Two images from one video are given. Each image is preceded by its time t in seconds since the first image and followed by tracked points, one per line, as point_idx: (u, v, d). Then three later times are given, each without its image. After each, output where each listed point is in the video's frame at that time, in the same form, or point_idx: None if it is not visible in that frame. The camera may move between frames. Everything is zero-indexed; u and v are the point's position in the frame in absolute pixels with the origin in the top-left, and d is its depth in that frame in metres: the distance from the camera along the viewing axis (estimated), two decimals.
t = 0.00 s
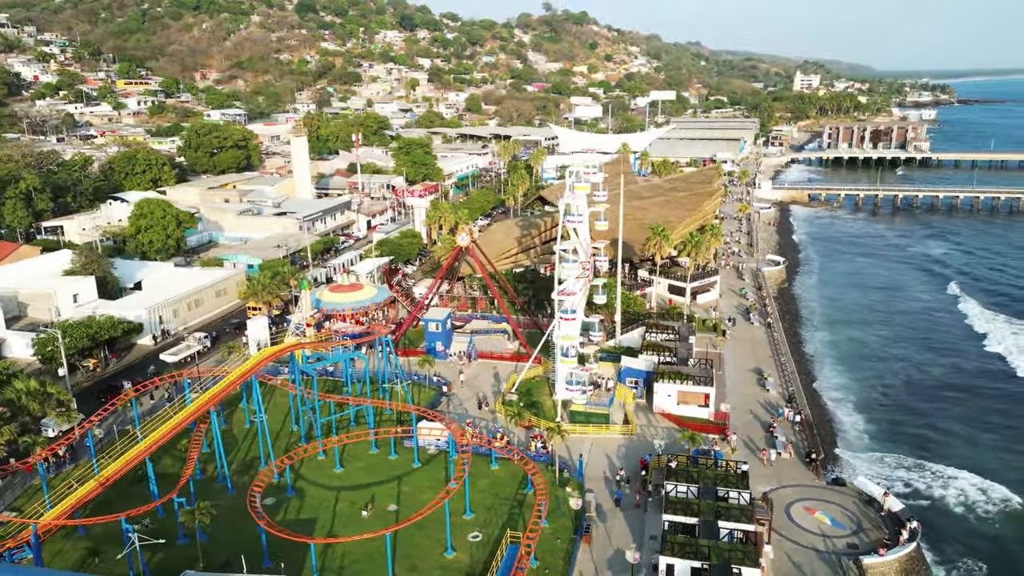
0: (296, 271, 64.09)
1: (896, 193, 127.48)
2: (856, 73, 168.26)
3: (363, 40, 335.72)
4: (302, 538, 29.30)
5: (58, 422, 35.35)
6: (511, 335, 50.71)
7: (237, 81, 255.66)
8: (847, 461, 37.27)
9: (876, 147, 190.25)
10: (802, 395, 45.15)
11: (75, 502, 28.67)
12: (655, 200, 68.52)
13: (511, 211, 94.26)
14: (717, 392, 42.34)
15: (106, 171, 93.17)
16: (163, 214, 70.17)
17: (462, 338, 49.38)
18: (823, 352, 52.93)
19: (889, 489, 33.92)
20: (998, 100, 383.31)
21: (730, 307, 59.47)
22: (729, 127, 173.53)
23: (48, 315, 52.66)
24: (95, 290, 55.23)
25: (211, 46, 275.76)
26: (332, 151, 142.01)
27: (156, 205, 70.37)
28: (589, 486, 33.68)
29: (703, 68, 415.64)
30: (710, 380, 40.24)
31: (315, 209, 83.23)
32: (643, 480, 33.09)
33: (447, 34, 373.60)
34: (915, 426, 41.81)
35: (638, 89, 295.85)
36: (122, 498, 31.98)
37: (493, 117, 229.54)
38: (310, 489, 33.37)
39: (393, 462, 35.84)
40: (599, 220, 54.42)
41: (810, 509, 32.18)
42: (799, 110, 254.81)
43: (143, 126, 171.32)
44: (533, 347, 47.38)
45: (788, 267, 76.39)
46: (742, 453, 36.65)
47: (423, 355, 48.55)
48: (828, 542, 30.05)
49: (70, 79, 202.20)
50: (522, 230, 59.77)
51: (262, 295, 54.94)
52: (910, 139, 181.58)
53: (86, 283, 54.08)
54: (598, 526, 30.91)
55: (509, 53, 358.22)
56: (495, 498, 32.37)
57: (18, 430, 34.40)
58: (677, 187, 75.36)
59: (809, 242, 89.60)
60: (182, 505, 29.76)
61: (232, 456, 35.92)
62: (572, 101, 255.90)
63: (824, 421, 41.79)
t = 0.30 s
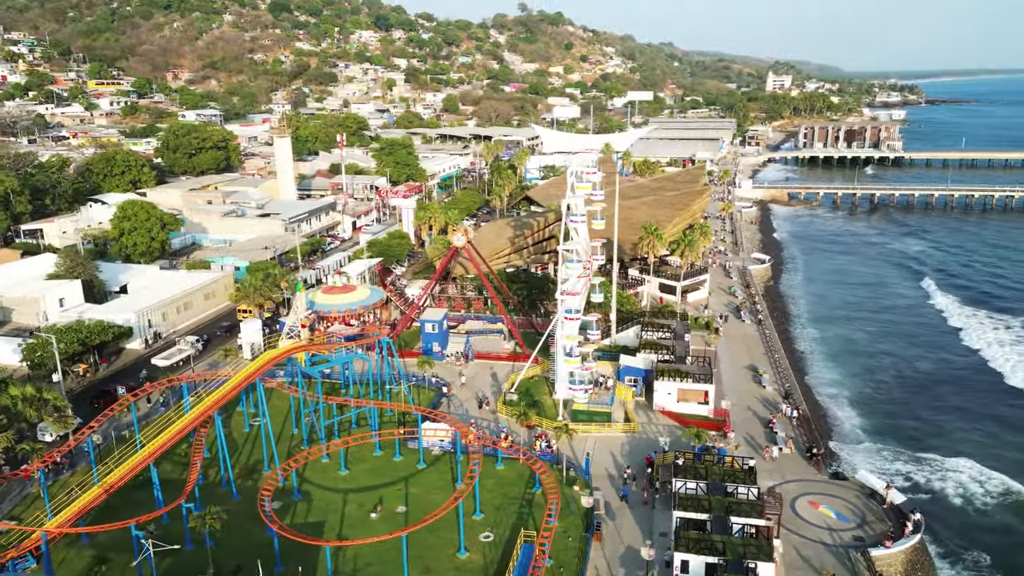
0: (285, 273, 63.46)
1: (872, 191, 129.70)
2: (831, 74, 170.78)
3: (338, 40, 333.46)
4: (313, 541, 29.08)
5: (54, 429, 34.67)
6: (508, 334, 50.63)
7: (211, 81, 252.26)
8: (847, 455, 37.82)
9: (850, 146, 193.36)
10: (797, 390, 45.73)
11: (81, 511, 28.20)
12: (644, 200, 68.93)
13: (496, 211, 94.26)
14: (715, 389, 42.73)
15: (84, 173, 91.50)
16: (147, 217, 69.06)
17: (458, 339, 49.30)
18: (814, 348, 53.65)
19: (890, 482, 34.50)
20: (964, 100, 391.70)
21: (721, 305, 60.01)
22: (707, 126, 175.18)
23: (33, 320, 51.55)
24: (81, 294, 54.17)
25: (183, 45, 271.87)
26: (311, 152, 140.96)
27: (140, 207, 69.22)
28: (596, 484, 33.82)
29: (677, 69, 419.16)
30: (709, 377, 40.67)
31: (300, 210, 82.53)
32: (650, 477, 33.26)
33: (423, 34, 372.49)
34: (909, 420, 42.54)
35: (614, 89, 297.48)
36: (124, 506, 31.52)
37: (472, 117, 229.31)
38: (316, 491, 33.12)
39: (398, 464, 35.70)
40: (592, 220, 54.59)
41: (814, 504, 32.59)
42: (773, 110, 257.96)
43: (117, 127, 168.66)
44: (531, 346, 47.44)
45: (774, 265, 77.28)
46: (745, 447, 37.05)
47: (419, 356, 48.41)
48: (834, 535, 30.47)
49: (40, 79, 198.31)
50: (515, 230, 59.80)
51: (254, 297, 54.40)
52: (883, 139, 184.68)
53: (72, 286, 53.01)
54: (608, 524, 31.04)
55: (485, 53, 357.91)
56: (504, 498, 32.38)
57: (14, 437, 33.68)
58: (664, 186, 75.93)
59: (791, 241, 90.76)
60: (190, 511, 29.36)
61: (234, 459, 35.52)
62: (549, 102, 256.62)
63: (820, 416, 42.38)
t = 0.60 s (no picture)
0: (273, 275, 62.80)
1: (850, 190, 131.81)
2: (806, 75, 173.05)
3: (313, 40, 330.93)
4: (325, 545, 28.87)
5: (51, 436, 34.06)
6: (504, 334, 50.64)
7: (183, 81, 248.63)
8: (845, 450, 38.36)
9: (825, 146, 196.21)
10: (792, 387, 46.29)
11: (84, 519, 27.74)
12: (632, 199, 69.37)
13: (482, 211, 94.20)
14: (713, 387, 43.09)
15: (61, 175, 89.85)
16: (131, 220, 68.02)
17: (454, 340, 49.20)
18: (804, 345, 54.36)
19: (890, 476, 35.05)
20: (932, 100, 399.48)
21: (711, 303, 60.53)
22: (685, 126, 176.69)
23: (18, 325, 50.52)
24: (67, 298, 53.22)
25: (155, 44, 267.88)
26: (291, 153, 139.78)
27: (123, 209, 68.22)
28: (603, 482, 33.99)
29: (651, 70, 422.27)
30: (708, 374, 41.05)
31: (285, 211, 81.83)
32: (656, 475, 33.50)
33: (399, 34, 371.01)
34: (902, 415, 43.26)
35: (590, 90, 298.87)
36: (127, 512, 31.08)
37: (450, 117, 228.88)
38: (322, 495, 32.85)
39: (403, 466, 35.56)
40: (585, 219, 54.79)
41: (818, 498, 33.05)
42: (749, 110, 260.82)
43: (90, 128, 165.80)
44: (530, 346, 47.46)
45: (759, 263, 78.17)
46: (747, 444, 37.41)
47: (415, 358, 48.24)
48: (839, 528, 30.91)
49: (8, 79, 194.27)
50: (507, 231, 59.77)
51: (245, 300, 53.83)
52: (857, 139, 187.62)
53: (58, 291, 52.04)
54: (617, 522, 31.22)
55: (461, 53, 357.36)
56: (513, 497, 32.41)
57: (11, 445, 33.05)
58: (651, 186, 76.48)
59: (774, 239, 91.88)
60: (201, 516, 29.02)
61: (236, 462, 35.13)
62: (527, 102, 257.07)
63: (816, 412, 42.93)
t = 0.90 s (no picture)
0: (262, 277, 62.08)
1: (828, 188, 133.78)
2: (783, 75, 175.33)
3: (288, 40, 327.95)
4: (337, 549, 28.67)
5: (50, 442, 33.41)
6: (499, 335, 50.60)
7: (156, 82, 244.74)
8: (844, 445, 38.88)
9: (801, 145, 198.91)
10: (786, 384, 46.79)
11: (88, 527, 27.24)
12: (622, 199, 69.73)
13: (468, 212, 94.13)
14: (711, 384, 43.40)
15: (38, 176, 88.05)
16: (115, 222, 66.94)
17: (450, 340, 49.04)
18: (795, 342, 55.04)
19: (890, 470, 35.58)
20: (901, 100, 406.93)
21: (702, 301, 60.99)
22: (664, 126, 178.01)
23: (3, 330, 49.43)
24: (53, 302, 52.21)
25: (126, 43, 263.56)
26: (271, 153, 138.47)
27: (107, 211, 67.08)
28: (609, 480, 34.15)
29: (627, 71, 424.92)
30: (707, 372, 41.37)
31: (270, 213, 81.05)
32: (663, 472, 33.72)
33: (374, 34, 369.24)
34: (897, 410, 43.94)
35: (567, 90, 300.01)
36: (130, 518, 30.66)
37: (429, 117, 228.28)
38: (329, 498, 32.59)
39: (408, 467, 35.44)
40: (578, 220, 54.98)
41: (822, 492, 33.53)
42: (724, 110, 263.54)
43: (63, 129, 162.76)
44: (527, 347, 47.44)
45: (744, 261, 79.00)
46: (751, 439, 37.73)
47: (411, 359, 48.03)
48: (844, 522, 31.35)
49: None
50: (500, 231, 59.72)
51: (237, 303, 53.20)
52: (832, 138, 190.43)
53: (44, 294, 51.04)
54: (627, 519, 31.37)
55: (437, 53, 356.54)
56: (522, 497, 32.47)
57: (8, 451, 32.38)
58: (638, 186, 76.97)
59: (757, 238, 92.91)
60: (211, 521, 28.69)
61: (238, 467, 34.72)
62: (505, 103, 257.29)
63: (812, 408, 43.41)
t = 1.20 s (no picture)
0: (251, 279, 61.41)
1: (806, 187, 135.77)
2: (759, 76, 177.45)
3: (262, 40, 324.31)
4: (349, 552, 28.48)
5: (48, 448, 32.80)
6: (496, 334, 50.58)
7: (127, 82, 240.44)
8: (842, 440, 39.46)
9: (777, 145, 201.47)
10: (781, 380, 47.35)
11: (96, 533, 26.81)
12: (611, 198, 70.07)
13: (453, 212, 93.93)
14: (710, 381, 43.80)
15: (14, 178, 86.25)
16: (99, 224, 65.82)
17: (447, 340, 48.91)
18: (786, 339, 55.75)
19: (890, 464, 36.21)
20: (871, 100, 414.12)
21: (693, 300, 61.48)
22: (643, 126, 179.18)
23: None
24: (39, 306, 51.14)
25: (96, 42, 258.75)
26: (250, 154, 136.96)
27: (89, 214, 65.88)
28: (616, 478, 34.32)
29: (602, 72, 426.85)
30: (706, 369, 41.77)
31: (255, 214, 80.23)
32: (669, 468, 34.00)
33: (349, 34, 366.87)
34: (891, 405, 44.71)
35: (544, 91, 300.68)
36: (134, 524, 30.23)
37: (407, 117, 227.39)
38: (337, 500, 32.38)
39: (414, 468, 35.33)
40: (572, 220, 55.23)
41: (826, 486, 33.98)
42: (701, 111, 265.89)
43: (33, 130, 159.44)
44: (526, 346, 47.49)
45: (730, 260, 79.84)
46: (753, 435, 38.14)
47: (408, 360, 47.87)
48: (849, 515, 31.79)
49: None
50: (492, 231, 59.95)
51: (228, 305, 52.51)
52: (807, 138, 193.02)
53: (30, 299, 50.02)
54: (636, 516, 31.56)
55: (413, 53, 355.19)
56: (531, 496, 32.51)
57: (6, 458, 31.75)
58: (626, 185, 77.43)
59: (741, 236, 93.92)
60: (222, 526, 28.37)
61: (242, 470, 34.34)
62: (483, 103, 257.05)
63: (808, 404, 43.99)
